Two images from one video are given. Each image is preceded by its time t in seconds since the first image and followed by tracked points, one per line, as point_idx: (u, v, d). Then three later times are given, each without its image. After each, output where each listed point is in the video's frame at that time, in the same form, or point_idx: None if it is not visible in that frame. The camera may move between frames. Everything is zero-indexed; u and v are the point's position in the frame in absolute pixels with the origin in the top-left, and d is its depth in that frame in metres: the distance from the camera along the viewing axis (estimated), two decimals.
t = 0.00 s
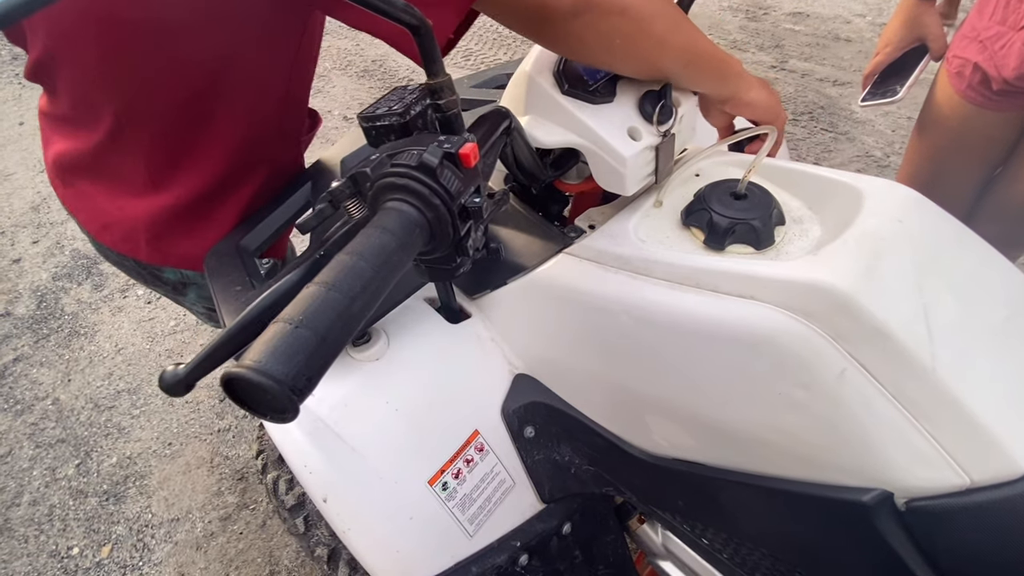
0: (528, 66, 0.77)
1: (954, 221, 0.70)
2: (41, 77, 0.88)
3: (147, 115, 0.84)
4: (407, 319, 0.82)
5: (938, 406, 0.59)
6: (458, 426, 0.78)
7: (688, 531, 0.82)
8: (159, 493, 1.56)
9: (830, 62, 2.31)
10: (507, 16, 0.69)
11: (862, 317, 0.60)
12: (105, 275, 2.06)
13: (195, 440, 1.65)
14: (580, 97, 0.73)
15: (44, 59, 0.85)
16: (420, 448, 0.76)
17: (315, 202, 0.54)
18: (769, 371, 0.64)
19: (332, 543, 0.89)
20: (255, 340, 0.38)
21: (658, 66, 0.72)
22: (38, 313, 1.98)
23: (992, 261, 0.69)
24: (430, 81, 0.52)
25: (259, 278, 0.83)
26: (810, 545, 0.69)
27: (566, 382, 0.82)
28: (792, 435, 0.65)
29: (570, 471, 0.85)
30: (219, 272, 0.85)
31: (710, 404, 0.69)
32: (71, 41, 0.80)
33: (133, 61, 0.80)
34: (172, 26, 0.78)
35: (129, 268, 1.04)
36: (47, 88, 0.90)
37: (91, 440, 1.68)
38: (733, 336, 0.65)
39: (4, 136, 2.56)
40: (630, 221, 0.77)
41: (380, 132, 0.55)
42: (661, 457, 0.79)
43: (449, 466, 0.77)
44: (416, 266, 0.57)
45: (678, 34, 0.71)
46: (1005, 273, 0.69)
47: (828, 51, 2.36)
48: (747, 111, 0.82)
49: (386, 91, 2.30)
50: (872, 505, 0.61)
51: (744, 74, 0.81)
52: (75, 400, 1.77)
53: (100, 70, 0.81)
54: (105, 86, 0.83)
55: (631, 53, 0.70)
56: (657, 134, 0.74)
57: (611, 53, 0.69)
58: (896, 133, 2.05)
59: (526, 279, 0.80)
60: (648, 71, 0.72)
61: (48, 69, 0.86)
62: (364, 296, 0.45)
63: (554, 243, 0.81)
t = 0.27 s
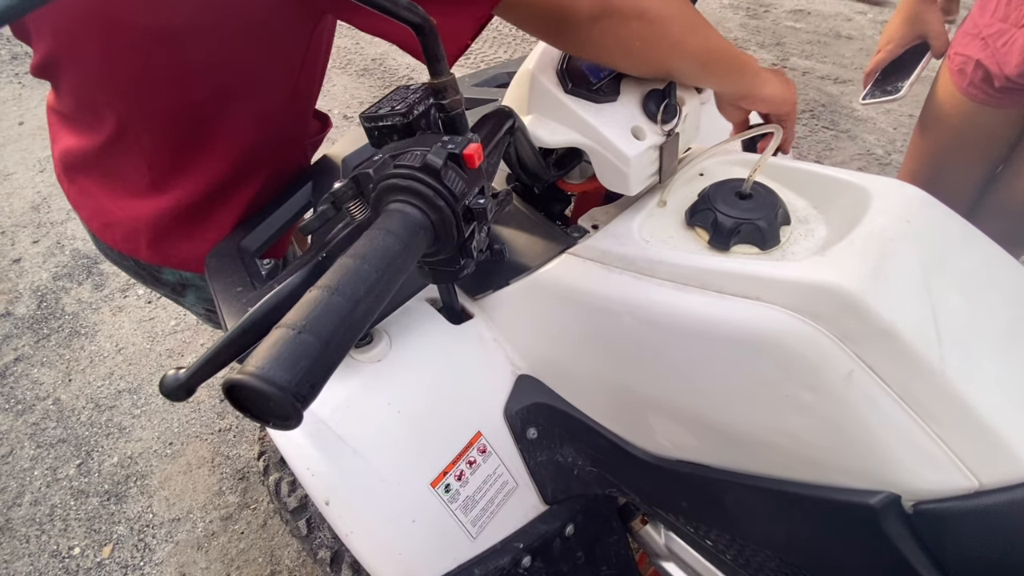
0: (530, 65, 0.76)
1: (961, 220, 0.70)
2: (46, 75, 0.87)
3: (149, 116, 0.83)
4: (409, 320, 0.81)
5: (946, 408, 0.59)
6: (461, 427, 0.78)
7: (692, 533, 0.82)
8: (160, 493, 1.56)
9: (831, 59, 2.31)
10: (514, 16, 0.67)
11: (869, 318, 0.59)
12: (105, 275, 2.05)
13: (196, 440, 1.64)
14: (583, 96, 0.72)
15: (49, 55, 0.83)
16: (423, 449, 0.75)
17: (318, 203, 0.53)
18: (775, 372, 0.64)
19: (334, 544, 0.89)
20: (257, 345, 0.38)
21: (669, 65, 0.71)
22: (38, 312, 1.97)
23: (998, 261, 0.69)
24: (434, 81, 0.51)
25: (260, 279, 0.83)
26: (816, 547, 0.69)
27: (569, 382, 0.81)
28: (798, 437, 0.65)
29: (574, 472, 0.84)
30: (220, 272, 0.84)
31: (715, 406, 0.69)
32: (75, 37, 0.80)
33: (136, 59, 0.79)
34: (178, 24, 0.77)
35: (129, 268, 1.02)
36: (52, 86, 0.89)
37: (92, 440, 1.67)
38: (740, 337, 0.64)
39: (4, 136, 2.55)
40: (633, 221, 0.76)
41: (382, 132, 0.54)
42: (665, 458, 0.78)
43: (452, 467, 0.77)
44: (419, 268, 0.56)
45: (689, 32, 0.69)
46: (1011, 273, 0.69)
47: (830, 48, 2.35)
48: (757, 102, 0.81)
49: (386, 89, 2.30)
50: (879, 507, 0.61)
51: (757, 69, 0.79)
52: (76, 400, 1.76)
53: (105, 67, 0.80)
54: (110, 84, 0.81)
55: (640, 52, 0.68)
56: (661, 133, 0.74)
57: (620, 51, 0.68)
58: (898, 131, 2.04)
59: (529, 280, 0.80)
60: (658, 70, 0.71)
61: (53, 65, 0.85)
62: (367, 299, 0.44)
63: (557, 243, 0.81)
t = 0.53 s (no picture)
0: (529, 64, 0.76)
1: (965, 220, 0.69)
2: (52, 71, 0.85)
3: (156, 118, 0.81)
4: (408, 321, 0.81)
5: (950, 411, 0.58)
6: (460, 429, 0.77)
7: (693, 534, 0.81)
8: (159, 493, 1.55)
9: (831, 57, 2.30)
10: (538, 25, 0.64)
11: (872, 320, 0.59)
12: (104, 275, 2.04)
13: (195, 440, 1.64)
14: (583, 95, 0.72)
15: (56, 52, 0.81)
16: (422, 452, 0.75)
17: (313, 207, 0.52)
18: (778, 374, 0.63)
19: (334, 547, 0.88)
20: (251, 353, 0.37)
21: (703, 67, 0.68)
22: (37, 313, 1.96)
23: (1002, 261, 0.68)
24: (431, 81, 0.50)
25: (258, 280, 0.82)
26: (819, 549, 0.68)
27: (569, 384, 0.81)
28: (801, 439, 0.64)
29: (574, 474, 0.84)
30: (216, 273, 0.84)
31: (717, 408, 0.68)
32: (83, 35, 0.77)
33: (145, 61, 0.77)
34: (191, 22, 0.75)
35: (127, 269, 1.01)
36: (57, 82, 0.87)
37: (91, 440, 1.67)
38: (741, 339, 0.64)
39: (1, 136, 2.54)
40: (634, 221, 0.76)
41: (380, 133, 0.54)
42: (666, 460, 0.78)
43: (451, 470, 0.76)
44: (417, 271, 0.55)
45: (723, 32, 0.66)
46: (1015, 274, 0.68)
47: (829, 45, 2.34)
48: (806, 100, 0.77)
49: (385, 87, 2.29)
50: (882, 511, 0.60)
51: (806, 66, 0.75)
52: (75, 400, 1.76)
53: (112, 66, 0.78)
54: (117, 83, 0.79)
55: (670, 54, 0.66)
56: (662, 133, 0.73)
57: (645, 52, 0.66)
58: (898, 128, 2.03)
59: (529, 281, 0.79)
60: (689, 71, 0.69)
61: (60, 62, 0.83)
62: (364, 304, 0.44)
63: (557, 243, 0.80)
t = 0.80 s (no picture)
0: (527, 67, 0.75)
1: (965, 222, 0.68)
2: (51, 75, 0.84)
3: (152, 117, 0.80)
4: (406, 325, 0.80)
5: (951, 416, 0.58)
6: (459, 433, 0.77)
7: (693, 537, 0.81)
8: (158, 495, 1.55)
9: (830, 55, 2.29)
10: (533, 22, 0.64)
11: (872, 324, 0.58)
12: (102, 276, 2.04)
13: (194, 441, 1.63)
14: (580, 98, 0.71)
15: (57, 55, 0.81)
16: (420, 457, 0.74)
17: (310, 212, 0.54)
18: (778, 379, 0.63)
19: (334, 551, 0.88)
20: (243, 367, 0.37)
21: (701, 68, 0.67)
22: (34, 314, 1.96)
23: (1002, 263, 0.68)
24: (427, 86, 0.50)
25: (255, 284, 0.81)
26: (820, 553, 0.68)
27: (568, 387, 0.80)
28: (801, 443, 0.64)
29: (573, 477, 0.83)
30: (214, 278, 0.83)
31: (717, 412, 0.68)
32: (80, 33, 0.77)
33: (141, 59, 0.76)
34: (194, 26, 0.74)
35: (125, 278, 1.00)
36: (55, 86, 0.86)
37: (89, 442, 1.66)
38: (741, 344, 0.63)
39: None
40: (633, 223, 0.75)
41: (376, 139, 0.53)
42: (666, 464, 0.77)
43: (450, 474, 0.76)
44: (414, 277, 0.55)
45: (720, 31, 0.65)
46: (1015, 276, 0.68)
47: (828, 44, 2.34)
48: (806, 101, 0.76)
49: (383, 87, 2.28)
50: (884, 515, 0.60)
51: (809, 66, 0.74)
52: (73, 402, 1.75)
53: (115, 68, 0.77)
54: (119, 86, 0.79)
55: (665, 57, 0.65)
56: (661, 135, 0.72)
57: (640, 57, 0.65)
58: (897, 127, 2.03)
59: (527, 284, 0.79)
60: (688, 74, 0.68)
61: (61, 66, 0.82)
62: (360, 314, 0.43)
63: (555, 246, 0.80)
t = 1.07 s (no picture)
0: (521, 68, 0.75)
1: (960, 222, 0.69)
2: (45, 80, 0.85)
3: (146, 114, 0.81)
4: (403, 326, 0.81)
5: (945, 415, 0.58)
6: (456, 434, 0.77)
7: (691, 536, 0.81)
8: (158, 496, 1.55)
9: (827, 53, 2.29)
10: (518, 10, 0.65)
11: (867, 324, 0.59)
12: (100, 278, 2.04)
13: (193, 442, 1.63)
14: (576, 98, 0.72)
15: (52, 59, 0.81)
16: (418, 458, 0.75)
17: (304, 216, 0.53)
18: (773, 379, 0.63)
19: (332, 552, 0.88)
20: (237, 371, 0.37)
21: (683, 63, 0.68)
22: (33, 316, 1.96)
23: (996, 263, 0.68)
24: (422, 89, 0.50)
25: (252, 286, 0.82)
26: (815, 552, 0.68)
27: (565, 387, 0.81)
28: (796, 443, 0.64)
29: (571, 477, 0.84)
30: (211, 280, 0.83)
31: (713, 412, 0.68)
32: (76, 34, 0.77)
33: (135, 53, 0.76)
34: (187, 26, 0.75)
35: (120, 287, 0.99)
36: (48, 92, 0.87)
37: (88, 444, 1.66)
38: (736, 345, 0.64)
39: None
40: (629, 224, 0.76)
41: (370, 141, 0.54)
42: (663, 463, 0.77)
43: (448, 475, 0.76)
44: (410, 279, 0.55)
45: (702, 27, 0.66)
46: (1009, 276, 0.68)
47: (826, 42, 2.34)
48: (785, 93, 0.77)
49: (381, 87, 2.28)
50: (879, 514, 0.60)
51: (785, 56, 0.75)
52: (72, 404, 1.75)
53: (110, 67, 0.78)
54: (114, 85, 0.79)
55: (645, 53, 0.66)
56: (655, 136, 0.73)
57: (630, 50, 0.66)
58: (895, 125, 2.03)
59: (524, 284, 0.79)
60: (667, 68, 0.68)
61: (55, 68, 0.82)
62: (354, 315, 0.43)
63: (551, 247, 0.80)
